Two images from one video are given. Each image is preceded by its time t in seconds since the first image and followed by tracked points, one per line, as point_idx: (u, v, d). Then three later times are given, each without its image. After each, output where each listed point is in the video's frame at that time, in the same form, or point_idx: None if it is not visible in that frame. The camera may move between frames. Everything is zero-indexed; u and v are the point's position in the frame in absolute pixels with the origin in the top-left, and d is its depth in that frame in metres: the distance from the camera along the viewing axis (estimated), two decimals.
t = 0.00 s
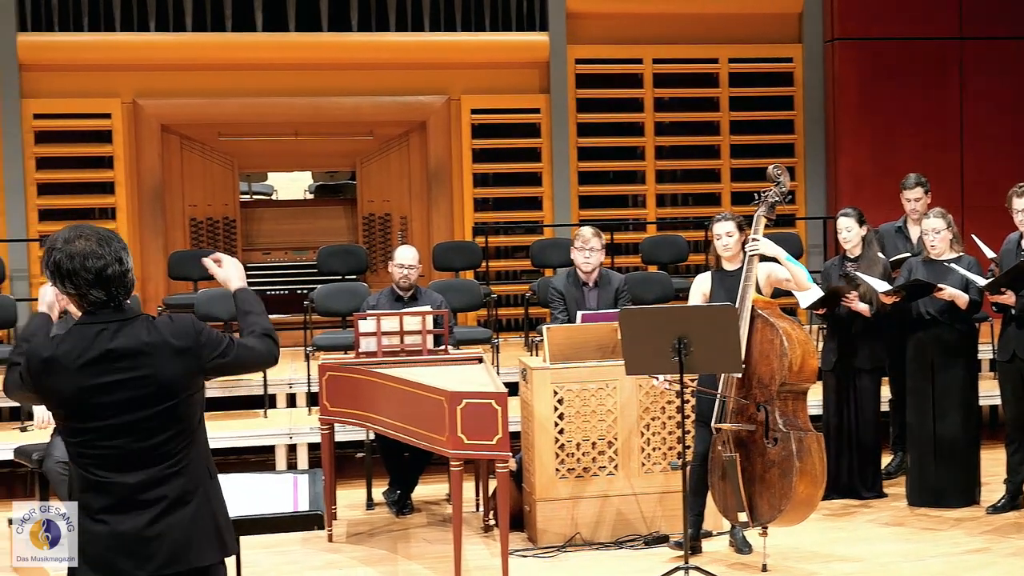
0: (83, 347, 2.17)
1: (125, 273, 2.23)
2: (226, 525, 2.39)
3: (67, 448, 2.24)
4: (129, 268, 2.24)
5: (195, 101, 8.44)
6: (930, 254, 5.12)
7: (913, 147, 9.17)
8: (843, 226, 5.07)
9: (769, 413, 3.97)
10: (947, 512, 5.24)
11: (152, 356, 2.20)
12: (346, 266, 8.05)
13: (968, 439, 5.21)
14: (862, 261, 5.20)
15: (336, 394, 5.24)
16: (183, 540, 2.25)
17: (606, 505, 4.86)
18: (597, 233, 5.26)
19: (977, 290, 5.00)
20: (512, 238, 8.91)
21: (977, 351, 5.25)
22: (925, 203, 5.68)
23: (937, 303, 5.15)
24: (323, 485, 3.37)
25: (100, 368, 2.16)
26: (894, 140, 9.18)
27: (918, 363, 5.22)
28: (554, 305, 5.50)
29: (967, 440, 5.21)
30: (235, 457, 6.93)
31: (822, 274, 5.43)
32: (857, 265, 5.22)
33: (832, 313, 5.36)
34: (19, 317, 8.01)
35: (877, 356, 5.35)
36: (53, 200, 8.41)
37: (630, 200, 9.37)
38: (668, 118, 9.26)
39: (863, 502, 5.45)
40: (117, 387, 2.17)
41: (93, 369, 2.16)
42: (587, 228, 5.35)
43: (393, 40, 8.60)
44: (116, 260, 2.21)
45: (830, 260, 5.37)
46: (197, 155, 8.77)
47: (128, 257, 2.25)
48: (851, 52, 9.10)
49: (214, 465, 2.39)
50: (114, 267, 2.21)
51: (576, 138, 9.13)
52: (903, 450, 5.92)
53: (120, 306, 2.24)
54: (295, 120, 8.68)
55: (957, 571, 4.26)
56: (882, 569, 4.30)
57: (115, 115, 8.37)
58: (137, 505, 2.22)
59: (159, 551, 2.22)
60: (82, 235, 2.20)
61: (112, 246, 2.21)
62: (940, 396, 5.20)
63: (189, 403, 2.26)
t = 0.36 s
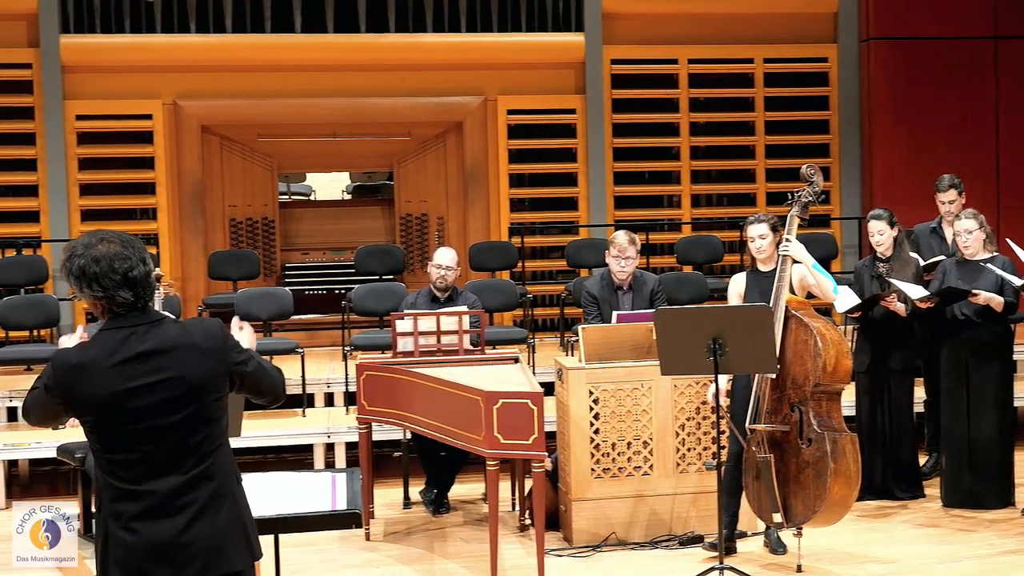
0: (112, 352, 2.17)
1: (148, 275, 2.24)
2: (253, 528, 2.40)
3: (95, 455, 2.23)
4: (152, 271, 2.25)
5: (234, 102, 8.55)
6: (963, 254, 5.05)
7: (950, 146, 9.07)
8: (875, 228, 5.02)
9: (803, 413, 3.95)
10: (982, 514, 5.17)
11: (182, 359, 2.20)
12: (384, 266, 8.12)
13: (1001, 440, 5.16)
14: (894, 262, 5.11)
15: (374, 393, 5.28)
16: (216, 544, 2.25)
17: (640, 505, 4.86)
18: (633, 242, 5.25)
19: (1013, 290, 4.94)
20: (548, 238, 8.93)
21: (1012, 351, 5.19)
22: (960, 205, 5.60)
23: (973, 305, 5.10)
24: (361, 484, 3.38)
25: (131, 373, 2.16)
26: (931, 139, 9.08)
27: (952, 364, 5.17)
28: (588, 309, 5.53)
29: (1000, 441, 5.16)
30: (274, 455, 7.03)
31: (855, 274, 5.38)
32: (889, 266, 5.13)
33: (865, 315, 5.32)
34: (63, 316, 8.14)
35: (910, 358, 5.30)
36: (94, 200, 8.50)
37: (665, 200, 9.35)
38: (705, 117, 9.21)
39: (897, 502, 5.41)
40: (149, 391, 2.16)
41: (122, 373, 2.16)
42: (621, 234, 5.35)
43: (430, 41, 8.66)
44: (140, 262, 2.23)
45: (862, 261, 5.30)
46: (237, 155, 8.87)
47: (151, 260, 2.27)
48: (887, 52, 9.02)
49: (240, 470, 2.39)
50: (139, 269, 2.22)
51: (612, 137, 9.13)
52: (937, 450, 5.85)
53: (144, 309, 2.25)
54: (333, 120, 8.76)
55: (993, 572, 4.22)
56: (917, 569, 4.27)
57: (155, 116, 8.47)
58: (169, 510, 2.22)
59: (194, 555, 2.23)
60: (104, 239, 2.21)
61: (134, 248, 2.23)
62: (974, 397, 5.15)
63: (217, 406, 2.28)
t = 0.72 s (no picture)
0: (149, 347, 2.21)
1: (186, 273, 2.28)
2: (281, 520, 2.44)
3: (129, 447, 2.28)
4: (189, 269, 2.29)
5: (272, 103, 8.64)
6: (996, 254, 5.01)
7: (986, 144, 8.99)
8: (905, 229, 4.98)
9: (838, 414, 3.94)
10: (1016, 516, 5.11)
11: (216, 353, 2.24)
12: (420, 266, 8.18)
13: None
14: (924, 263, 5.10)
15: (410, 394, 5.32)
16: (247, 535, 2.30)
17: (673, 505, 4.86)
18: (668, 237, 5.28)
19: None
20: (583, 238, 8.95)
21: None
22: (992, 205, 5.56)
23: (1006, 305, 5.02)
24: (396, 484, 3.43)
25: (166, 367, 2.20)
26: (967, 138, 9.00)
27: (987, 367, 5.11)
28: (623, 309, 5.52)
29: None
30: (312, 455, 7.11)
31: (881, 277, 5.30)
32: (918, 267, 5.11)
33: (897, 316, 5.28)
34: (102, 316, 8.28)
35: (946, 360, 5.28)
36: (133, 201, 8.57)
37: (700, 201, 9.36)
38: (740, 117, 9.18)
39: (932, 503, 5.35)
40: (183, 386, 2.21)
41: (158, 369, 2.20)
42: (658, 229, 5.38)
43: (465, 42, 8.71)
44: (179, 260, 2.27)
45: (890, 261, 5.25)
46: (274, 157, 8.96)
47: (190, 259, 2.31)
48: (921, 53, 9.00)
49: (269, 462, 2.44)
50: (177, 267, 2.27)
51: (646, 138, 9.13)
52: (972, 451, 5.79)
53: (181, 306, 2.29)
54: (369, 122, 8.84)
55: None
56: (952, 570, 4.24)
57: (193, 117, 8.56)
58: (201, 502, 2.26)
59: (226, 547, 2.27)
60: (146, 236, 2.26)
61: (174, 246, 2.27)
62: (1010, 399, 5.10)
63: (250, 400, 2.32)
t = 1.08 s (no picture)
0: (183, 346, 2.18)
1: (218, 271, 2.25)
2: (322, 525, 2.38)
3: (167, 445, 2.26)
4: (223, 268, 2.25)
5: (311, 104, 8.73)
6: None
7: None
8: (937, 229, 4.96)
9: (875, 416, 3.92)
10: None
11: (250, 352, 2.20)
12: (458, 266, 8.23)
13: None
14: (956, 264, 5.07)
15: (447, 394, 5.36)
16: (282, 539, 2.24)
17: (707, 504, 4.86)
18: (707, 233, 5.28)
19: None
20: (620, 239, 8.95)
21: None
22: None
23: None
24: (432, 483, 3.50)
25: (199, 365, 2.17)
26: (1006, 140, 8.93)
27: None
28: (658, 307, 5.51)
29: None
30: (349, 453, 7.19)
31: (914, 276, 5.27)
32: (950, 267, 5.09)
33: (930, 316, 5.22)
34: (142, 315, 8.44)
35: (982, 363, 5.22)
36: (173, 201, 8.68)
37: (737, 201, 9.34)
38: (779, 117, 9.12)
39: (968, 506, 5.29)
40: (216, 384, 2.17)
41: (192, 368, 2.17)
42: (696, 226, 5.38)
43: (503, 43, 8.74)
44: (211, 256, 2.24)
45: (922, 261, 5.21)
46: (313, 157, 9.05)
47: (226, 256, 2.27)
48: (963, 54, 8.90)
49: (311, 466, 2.38)
50: (207, 263, 2.23)
51: (683, 139, 9.10)
52: (1008, 453, 5.71)
53: (211, 303, 2.25)
54: (406, 122, 8.90)
55: None
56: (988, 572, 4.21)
57: (233, 118, 8.66)
58: (236, 503, 2.21)
59: (260, 550, 2.22)
60: (184, 231, 2.25)
61: (209, 242, 2.24)
62: None
63: (286, 401, 2.26)
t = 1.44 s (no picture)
0: (218, 349, 2.21)
1: (244, 273, 2.25)
2: (357, 537, 2.36)
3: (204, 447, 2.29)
4: (250, 271, 2.25)
5: (345, 104, 8.81)
6: None
7: None
8: (967, 229, 4.93)
9: (908, 416, 3.91)
10: None
11: (282, 360, 2.19)
12: (491, 266, 8.27)
13: None
14: (986, 265, 5.03)
15: (480, 393, 5.40)
16: (312, 551, 2.23)
17: (739, 505, 4.85)
18: (736, 239, 5.27)
19: None
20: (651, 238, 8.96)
21: None
22: None
23: None
24: (465, 482, 3.53)
25: (233, 372, 2.19)
26: None
27: None
28: (687, 310, 5.53)
29: None
30: (382, 452, 7.25)
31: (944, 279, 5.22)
32: (981, 268, 5.03)
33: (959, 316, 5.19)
34: (178, 315, 8.55)
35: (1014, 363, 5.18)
36: (208, 201, 8.80)
37: (768, 201, 9.26)
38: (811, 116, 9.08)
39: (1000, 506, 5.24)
40: (247, 392, 2.18)
41: (225, 370, 2.19)
42: (725, 232, 5.37)
43: (535, 43, 8.77)
44: (237, 258, 2.25)
45: (952, 262, 5.17)
46: (348, 157, 9.08)
47: (257, 260, 2.27)
48: (992, 53, 8.92)
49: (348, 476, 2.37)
50: (233, 264, 2.24)
51: (715, 138, 9.09)
52: None
53: (237, 305, 2.26)
54: (438, 122, 8.96)
55: None
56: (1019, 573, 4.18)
57: (268, 119, 8.77)
58: (267, 508, 2.23)
59: (289, 560, 2.22)
60: (219, 234, 2.27)
61: (237, 245, 2.26)
62: None
63: (319, 412, 2.25)
